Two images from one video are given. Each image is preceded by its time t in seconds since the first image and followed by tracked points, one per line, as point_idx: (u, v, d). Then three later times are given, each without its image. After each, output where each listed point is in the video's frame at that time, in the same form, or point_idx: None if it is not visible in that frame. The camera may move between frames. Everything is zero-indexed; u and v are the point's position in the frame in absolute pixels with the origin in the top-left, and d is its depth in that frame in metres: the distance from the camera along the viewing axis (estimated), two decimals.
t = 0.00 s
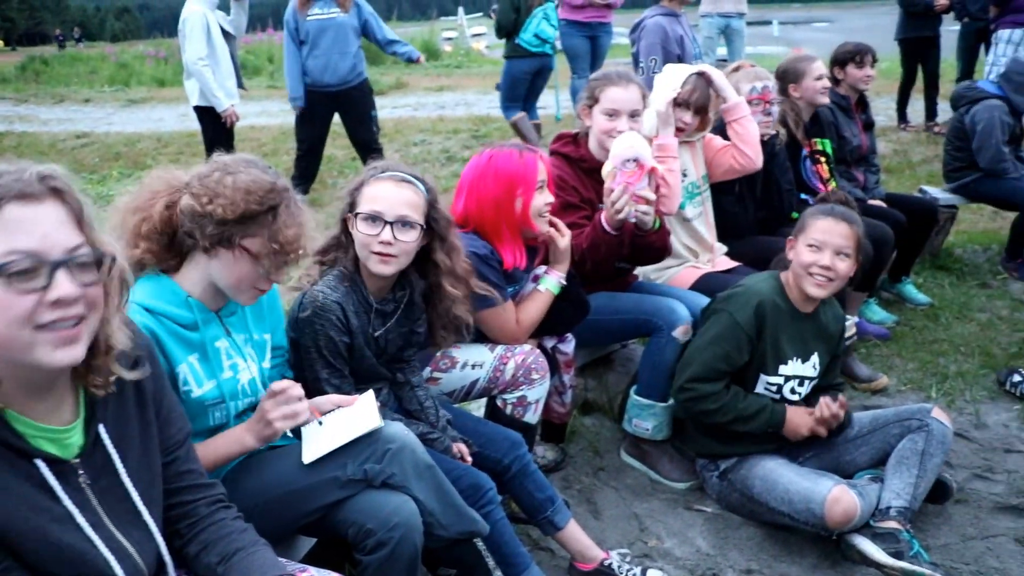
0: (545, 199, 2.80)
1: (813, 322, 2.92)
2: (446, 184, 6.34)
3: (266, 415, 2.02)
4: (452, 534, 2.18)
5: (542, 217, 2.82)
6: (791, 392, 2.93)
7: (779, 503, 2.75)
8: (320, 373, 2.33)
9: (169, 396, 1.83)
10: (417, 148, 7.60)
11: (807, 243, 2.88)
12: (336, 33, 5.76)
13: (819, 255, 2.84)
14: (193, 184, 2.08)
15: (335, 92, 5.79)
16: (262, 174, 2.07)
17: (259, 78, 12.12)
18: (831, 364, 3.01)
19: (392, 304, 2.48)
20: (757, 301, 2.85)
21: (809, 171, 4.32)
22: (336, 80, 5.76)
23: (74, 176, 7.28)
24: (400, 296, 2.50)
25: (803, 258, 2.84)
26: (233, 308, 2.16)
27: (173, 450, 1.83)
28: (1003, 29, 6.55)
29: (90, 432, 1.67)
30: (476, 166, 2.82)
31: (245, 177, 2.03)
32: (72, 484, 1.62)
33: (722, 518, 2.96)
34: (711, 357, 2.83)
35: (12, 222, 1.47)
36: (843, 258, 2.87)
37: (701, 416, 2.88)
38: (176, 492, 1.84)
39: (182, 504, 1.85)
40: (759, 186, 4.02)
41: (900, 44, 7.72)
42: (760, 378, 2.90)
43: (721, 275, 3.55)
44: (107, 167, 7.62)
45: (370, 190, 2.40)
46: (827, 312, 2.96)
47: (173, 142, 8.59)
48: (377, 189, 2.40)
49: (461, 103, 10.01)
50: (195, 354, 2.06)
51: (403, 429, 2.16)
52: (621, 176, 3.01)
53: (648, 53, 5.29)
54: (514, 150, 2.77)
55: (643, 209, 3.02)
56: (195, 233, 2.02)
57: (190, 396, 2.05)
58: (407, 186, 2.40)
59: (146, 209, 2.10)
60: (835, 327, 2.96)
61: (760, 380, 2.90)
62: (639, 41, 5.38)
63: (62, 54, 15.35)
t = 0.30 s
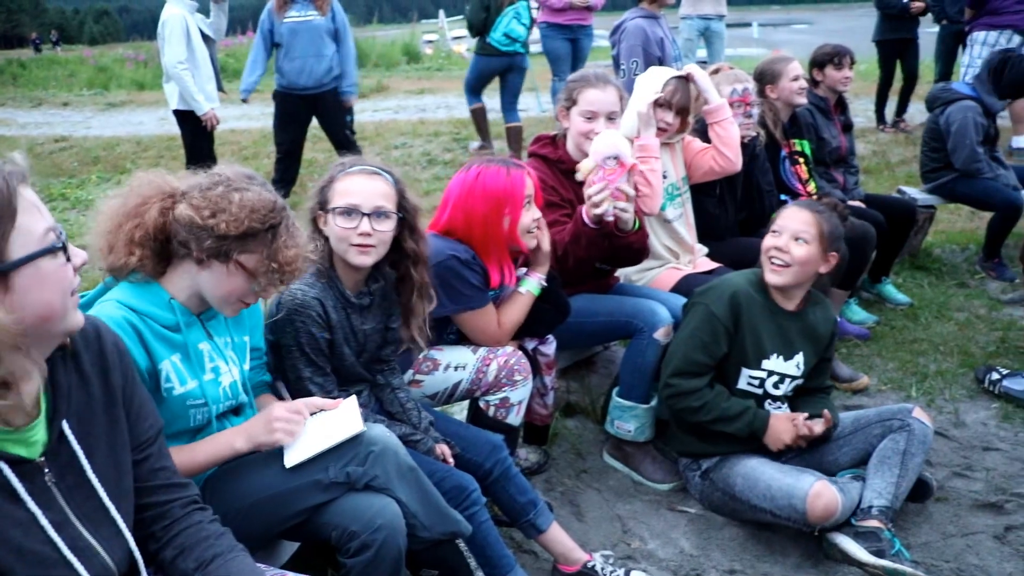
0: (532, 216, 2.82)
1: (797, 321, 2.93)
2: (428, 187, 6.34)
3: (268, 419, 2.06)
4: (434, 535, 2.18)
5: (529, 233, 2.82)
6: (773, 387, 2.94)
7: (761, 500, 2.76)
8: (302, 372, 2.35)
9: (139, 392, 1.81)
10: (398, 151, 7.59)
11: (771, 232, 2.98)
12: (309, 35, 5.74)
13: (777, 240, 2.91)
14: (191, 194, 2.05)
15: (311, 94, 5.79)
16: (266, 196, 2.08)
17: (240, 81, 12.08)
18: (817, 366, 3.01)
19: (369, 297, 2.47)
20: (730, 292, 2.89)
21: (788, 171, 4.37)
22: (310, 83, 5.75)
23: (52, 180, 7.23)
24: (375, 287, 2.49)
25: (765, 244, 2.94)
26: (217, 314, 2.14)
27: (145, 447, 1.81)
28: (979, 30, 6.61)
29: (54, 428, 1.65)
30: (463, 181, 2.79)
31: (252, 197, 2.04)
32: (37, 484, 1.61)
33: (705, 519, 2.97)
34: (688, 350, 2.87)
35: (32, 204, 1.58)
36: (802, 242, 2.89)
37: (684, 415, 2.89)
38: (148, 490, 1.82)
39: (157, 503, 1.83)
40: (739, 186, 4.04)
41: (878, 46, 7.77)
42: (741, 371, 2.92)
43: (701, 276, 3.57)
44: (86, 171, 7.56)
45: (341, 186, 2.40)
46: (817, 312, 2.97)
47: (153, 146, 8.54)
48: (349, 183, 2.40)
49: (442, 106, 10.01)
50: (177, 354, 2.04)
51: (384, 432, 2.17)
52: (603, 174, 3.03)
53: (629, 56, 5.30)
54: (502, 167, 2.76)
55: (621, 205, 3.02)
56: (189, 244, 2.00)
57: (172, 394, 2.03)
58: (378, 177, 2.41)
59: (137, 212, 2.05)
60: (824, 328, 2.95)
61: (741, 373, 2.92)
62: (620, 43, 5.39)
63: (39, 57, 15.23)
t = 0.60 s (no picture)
0: (509, 226, 2.79)
1: (775, 323, 2.94)
2: (410, 192, 6.33)
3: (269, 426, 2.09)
4: (420, 539, 2.17)
5: (507, 240, 2.79)
6: (752, 388, 2.95)
7: (744, 500, 2.77)
8: (274, 370, 2.34)
9: (129, 400, 1.81)
10: (380, 155, 7.58)
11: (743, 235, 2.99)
12: (293, 41, 5.72)
13: (749, 243, 2.93)
14: (181, 204, 2.00)
15: (293, 99, 5.77)
16: (258, 207, 2.01)
17: (220, 86, 12.03)
18: (798, 368, 3.02)
19: (327, 288, 2.47)
20: (704, 293, 2.90)
21: (769, 173, 4.37)
22: (293, 87, 5.73)
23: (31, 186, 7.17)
24: (331, 276, 2.50)
25: (738, 247, 2.95)
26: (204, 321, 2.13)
27: (134, 454, 1.81)
28: (956, 34, 6.67)
29: (49, 438, 1.63)
30: (445, 185, 2.82)
31: (242, 209, 1.97)
32: (28, 492, 1.59)
33: (688, 521, 2.97)
34: (667, 352, 2.88)
35: (42, 223, 1.55)
36: (774, 245, 2.90)
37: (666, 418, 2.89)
38: (135, 497, 1.82)
39: (144, 510, 1.83)
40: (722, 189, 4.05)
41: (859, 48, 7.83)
42: (719, 373, 2.93)
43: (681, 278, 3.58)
44: (65, 176, 7.51)
45: (305, 182, 2.44)
46: (795, 313, 2.98)
47: (133, 151, 8.49)
48: (312, 179, 2.45)
49: (423, 110, 10.00)
50: (164, 360, 2.03)
51: (369, 436, 2.16)
52: (586, 173, 2.96)
53: (608, 59, 5.33)
54: (484, 173, 2.77)
55: (600, 208, 3.02)
56: (179, 255, 1.96)
57: (159, 400, 2.02)
58: (335, 170, 2.49)
59: (127, 219, 2.01)
60: (803, 330, 2.96)
61: (720, 375, 2.92)
62: (599, 47, 5.41)
63: (18, 62, 15.12)
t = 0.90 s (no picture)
0: (455, 230, 2.74)
1: (755, 327, 2.95)
2: (391, 199, 6.33)
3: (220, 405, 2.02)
4: (405, 544, 2.18)
5: (450, 245, 2.75)
6: (732, 394, 2.95)
7: (727, 504, 2.78)
8: (257, 375, 2.33)
9: (122, 413, 1.80)
10: (361, 163, 7.57)
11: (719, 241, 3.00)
12: (280, 48, 5.70)
13: (723, 250, 2.94)
14: (136, 205, 1.95)
15: (281, 106, 5.79)
16: (213, 189, 2.01)
17: (201, 94, 12.00)
18: (780, 372, 3.03)
19: (303, 291, 2.46)
20: (682, 301, 2.92)
21: (749, 180, 4.40)
22: (281, 94, 5.74)
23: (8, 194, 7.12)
24: (304, 280, 2.48)
25: (714, 253, 2.96)
26: (186, 316, 2.10)
27: (127, 467, 1.80)
28: (933, 40, 6.73)
29: (52, 451, 1.62)
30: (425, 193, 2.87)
31: (200, 196, 1.96)
32: (26, 505, 1.57)
33: (671, 527, 2.97)
34: (647, 359, 2.89)
35: (60, 242, 1.53)
36: (749, 250, 2.91)
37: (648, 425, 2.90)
38: (127, 510, 1.81)
39: (134, 523, 1.81)
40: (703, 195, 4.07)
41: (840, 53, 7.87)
42: (699, 381, 2.94)
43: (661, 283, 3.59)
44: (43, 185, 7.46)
45: (300, 195, 2.39)
46: (774, 317, 2.99)
47: (112, 159, 8.45)
48: (305, 189, 2.41)
49: (404, 117, 10.00)
50: (145, 360, 2.01)
51: (353, 443, 2.17)
52: (570, 182, 2.99)
53: (587, 66, 5.33)
54: (444, 175, 2.78)
55: (583, 215, 3.08)
56: (153, 259, 1.95)
57: (141, 401, 1.99)
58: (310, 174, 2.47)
59: (85, 236, 1.93)
60: (782, 333, 2.98)
61: (700, 382, 2.94)
62: (579, 53, 5.42)
63: None
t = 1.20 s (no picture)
0: (419, 232, 2.73)
1: (734, 335, 2.97)
2: (370, 205, 6.32)
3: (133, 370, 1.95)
4: (366, 536, 2.16)
5: (416, 248, 2.74)
6: (712, 402, 2.97)
7: (707, 508, 2.79)
8: (237, 394, 2.32)
9: (106, 428, 1.79)
10: (340, 169, 7.56)
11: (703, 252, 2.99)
12: (262, 57, 5.71)
13: (712, 262, 2.93)
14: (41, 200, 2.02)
15: (262, 112, 5.77)
16: (112, 170, 2.07)
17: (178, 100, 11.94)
18: (757, 377, 3.05)
19: (287, 303, 2.44)
20: (661, 313, 2.92)
21: (726, 185, 4.41)
22: (263, 100, 5.75)
23: None
24: (290, 291, 2.47)
25: (700, 267, 2.95)
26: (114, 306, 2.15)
27: (110, 481, 1.78)
28: (907, 45, 6.80)
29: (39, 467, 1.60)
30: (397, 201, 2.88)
31: (96, 176, 2.03)
32: (13, 519, 1.56)
33: (652, 531, 2.98)
34: (625, 370, 2.90)
35: (68, 266, 1.53)
36: (739, 263, 2.92)
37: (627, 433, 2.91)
38: (110, 524, 1.79)
39: (117, 536, 1.79)
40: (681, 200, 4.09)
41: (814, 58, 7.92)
42: (678, 391, 2.95)
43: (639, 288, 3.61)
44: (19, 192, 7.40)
45: (285, 212, 2.37)
46: (752, 323, 3.01)
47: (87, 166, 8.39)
48: (290, 206, 2.38)
49: (383, 124, 9.99)
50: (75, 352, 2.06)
51: (308, 431, 2.16)
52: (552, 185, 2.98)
53: (567, 70, 5.34)
54: (408, 180, 2.79)
55: (564, 218, 3.07)
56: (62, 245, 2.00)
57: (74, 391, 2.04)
58: (296, 192, 2.42)
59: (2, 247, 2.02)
60: (760, 339, 3.00)
61: (679, 392, 2.95)
62: (558, 59, 5.43)
63: None
